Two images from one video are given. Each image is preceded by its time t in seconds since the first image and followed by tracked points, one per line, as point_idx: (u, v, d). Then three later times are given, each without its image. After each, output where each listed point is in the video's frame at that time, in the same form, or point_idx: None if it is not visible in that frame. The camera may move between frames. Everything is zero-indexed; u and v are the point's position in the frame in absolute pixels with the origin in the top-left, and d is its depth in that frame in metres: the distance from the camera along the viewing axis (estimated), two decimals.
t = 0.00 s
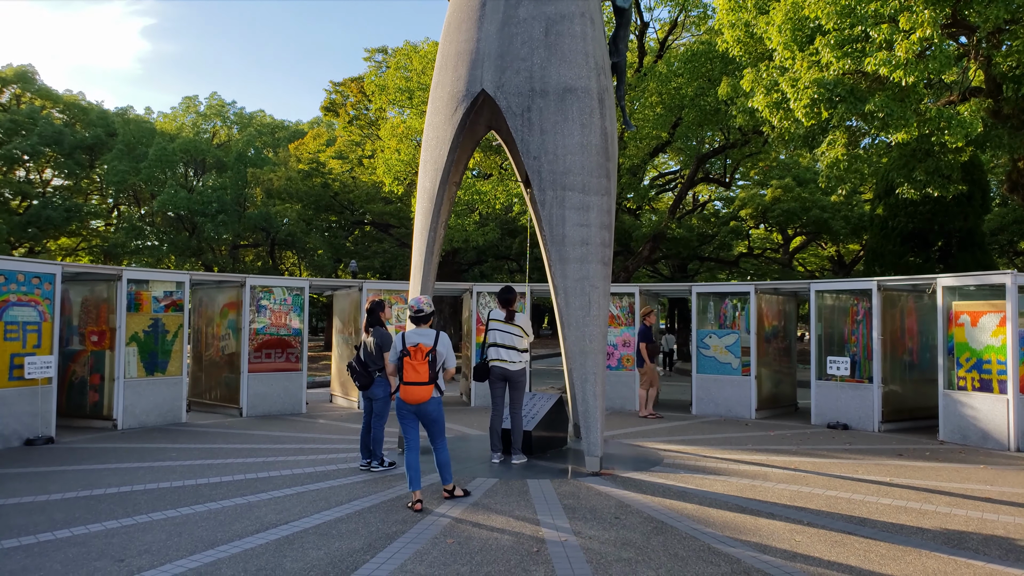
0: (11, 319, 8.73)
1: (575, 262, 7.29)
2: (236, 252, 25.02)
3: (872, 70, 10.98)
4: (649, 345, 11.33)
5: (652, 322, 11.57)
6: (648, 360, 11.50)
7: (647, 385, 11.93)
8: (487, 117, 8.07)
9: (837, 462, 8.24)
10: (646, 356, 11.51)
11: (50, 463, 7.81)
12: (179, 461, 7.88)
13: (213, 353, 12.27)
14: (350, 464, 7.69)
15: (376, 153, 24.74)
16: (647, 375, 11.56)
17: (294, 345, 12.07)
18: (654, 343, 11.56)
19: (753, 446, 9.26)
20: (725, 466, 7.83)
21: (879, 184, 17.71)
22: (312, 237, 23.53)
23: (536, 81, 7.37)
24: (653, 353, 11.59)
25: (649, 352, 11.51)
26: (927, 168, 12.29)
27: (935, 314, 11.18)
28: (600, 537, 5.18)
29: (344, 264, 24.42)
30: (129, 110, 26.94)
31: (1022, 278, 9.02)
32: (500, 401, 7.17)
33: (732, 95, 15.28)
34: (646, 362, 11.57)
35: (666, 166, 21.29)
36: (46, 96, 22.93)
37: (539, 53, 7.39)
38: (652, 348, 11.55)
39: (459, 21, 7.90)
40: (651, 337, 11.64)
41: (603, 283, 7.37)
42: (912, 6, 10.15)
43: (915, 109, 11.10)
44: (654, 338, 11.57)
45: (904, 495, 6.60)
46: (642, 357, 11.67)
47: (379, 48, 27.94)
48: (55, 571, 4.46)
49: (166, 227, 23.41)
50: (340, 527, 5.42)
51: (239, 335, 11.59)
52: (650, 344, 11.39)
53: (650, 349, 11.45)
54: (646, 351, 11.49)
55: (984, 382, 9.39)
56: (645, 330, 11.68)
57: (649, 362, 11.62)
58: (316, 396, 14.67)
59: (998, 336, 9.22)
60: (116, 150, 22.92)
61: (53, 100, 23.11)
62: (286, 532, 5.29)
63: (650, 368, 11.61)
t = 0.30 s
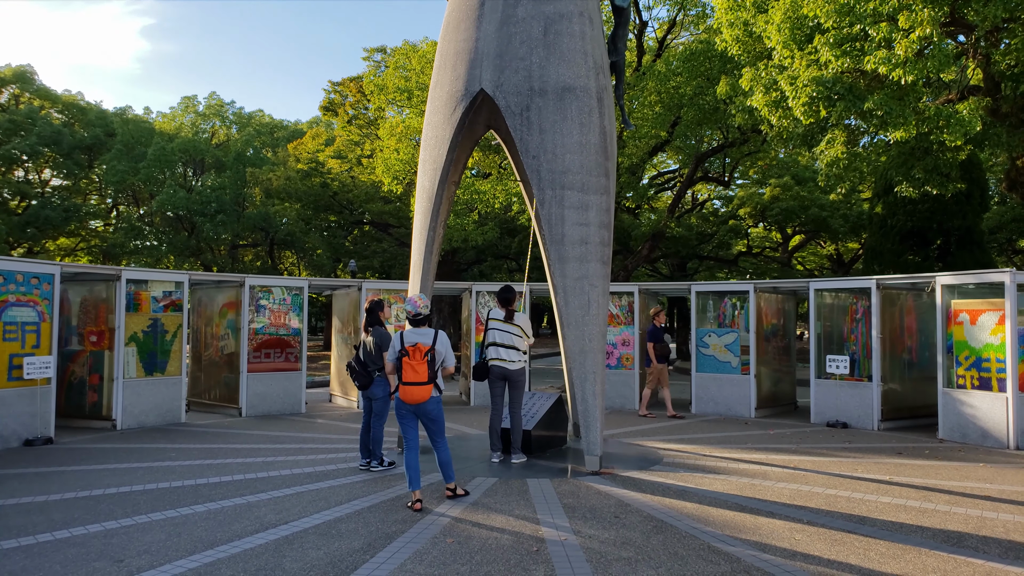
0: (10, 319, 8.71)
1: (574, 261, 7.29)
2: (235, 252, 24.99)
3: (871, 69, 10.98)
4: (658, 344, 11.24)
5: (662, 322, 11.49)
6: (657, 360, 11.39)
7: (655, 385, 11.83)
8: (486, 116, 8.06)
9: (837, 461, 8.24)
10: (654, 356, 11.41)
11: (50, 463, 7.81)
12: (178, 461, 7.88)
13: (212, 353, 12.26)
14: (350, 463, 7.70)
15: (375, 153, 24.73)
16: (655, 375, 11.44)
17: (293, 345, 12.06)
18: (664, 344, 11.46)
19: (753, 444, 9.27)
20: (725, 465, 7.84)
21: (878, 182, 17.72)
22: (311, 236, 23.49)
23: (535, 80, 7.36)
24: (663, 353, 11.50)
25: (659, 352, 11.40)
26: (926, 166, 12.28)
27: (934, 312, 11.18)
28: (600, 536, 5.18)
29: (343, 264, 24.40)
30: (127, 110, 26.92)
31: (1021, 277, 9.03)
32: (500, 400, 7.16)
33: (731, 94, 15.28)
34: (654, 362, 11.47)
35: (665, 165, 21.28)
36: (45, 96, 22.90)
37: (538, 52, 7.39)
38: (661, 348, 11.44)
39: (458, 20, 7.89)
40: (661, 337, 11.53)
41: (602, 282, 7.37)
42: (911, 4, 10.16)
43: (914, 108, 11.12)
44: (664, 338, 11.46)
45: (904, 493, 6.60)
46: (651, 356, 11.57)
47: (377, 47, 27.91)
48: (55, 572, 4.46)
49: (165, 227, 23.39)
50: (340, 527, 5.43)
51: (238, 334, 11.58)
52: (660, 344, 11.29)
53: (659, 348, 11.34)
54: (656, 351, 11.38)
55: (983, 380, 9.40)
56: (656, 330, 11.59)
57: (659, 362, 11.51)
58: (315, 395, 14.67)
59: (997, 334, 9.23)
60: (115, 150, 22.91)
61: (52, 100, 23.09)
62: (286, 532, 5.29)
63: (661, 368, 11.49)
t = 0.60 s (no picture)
0: (11, 320, 8.72)
1: (575, 261, 7.29)
2: (236, 252, 25.01)
3: (872, 68, 10.97)
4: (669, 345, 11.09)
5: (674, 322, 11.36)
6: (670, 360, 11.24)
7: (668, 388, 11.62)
8: (486, 116, 8.06)
9: (838, 461, 8.24)
10: (666, 356, 11.25)
11: (50, 463, 7.82)
12: (179, 461, 7.88)
13: (213, 353, 12.27)
14: (350, 463, 7.70)
15: (376, 153, 24.74)
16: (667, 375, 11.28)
17: (294, 345, 12.07)
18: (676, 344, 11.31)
19: (754, 445, 9.26)
20: (725, 466, 7.83)
21: (879, 182, 17.71)
22: (312, 237, 23.48)
23: (535, 80, 7.36)
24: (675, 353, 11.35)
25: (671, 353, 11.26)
26: (927, 166, 12.27)
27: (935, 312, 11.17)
28: (600, 537, 5.17)
29: (344, 264, 24.41)
30: (129, 110, 26.95)
31: (1023, 277, 9.02)
32: (500, 401, 7.16)
33: (732, 94, 15.27)
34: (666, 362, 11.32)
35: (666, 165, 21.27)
36: (46, 96, 22.92)
37: (539, 52, 7.39)
38: (673, 348, 11.30)
39: (458, 20, 7.90)
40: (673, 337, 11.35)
41: (603, 282, 7.37)
42: (911, 4, 10.16)
43: (915, 107, 11.12)
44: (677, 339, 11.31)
45: (905, 494, 6.60)
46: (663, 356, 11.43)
47: (378, 48, 27.92)
48: (56, 571, 4.46)
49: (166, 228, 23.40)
50: (340, 527, 5.43)
51: (239, 335, 11.58)
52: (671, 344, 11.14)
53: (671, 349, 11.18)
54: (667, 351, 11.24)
55: (984, 380, 9.39)
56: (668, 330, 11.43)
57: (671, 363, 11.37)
58: (316, 396, 14.68)
59: (998, 334, 9.23)
60: (117, 150, 22.95)
61: (53, 100, 23.11)
62: (286, 532, 5.29)
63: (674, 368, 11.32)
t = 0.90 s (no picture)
0: (12, 321, 8.73)
1: (576, 261, 7.30)
2: (237, 253, 25.03)
3: (872, 69, 10.97)
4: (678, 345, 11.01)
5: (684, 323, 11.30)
6: (679, 361, 11.16)
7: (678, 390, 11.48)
8: (487, 117, 8.07)
9: (839, 461, 8.23)
10: (675, 356, 11.18)
11: (52, 464, 7.83)
12: (180, 462, 7.88)
13: (214, 354, 12.27)
14: (352, 464, 7.70)
15: (377, 154, 24.76)
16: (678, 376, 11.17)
17: (295, 346, 12.07)
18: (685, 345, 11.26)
19: (755, 445, 9.26)
20: (727, 466, 7.83)
21: (880, 183, 17.70)
22: (313, 238, 23.51)
23: (536, 81, 7.37)
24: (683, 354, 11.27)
25: (680, 353, 11.18)
26: (929, 166, 12.27)
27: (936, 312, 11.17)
28: (601, 538, 5.17)
29: (345, 265, 24.42)
30: (130, 112, 26.98)
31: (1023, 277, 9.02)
32: (501, 401, 7.16)
33: (732, 94, 15.29)
34: (675, 363, 11.25)
35: (666, 165, 21.28)
36: (47, 98, 22.93)
37: (539, 53, 7.40)
38: (681, 349, 11.24)
39: (459, 21, 7.91)
40: (682, 339, 11.33)
41: (603, 283, 7.37)
42: (912, 5, 10.17)
43: (916, 107, 11.13)
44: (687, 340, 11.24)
45: (906, 494, 6.59)
46: (671, 357, 11.35)
47: (379, 49, 27.95)
48: (57, 573, 4.47)
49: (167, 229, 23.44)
50: (342, 528, 5.43)
51: (240, 335, 11.59)
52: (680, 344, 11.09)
53: (679, 350, 11.11)
54: (676, 352, 11.17)
55: (985, 381, 9.39)
56: (676, 331, 11.38)
57: (680, 363, 11.29)
58: (317, 396, 14.69)
59: (999, 334, 9.22)
60: (117, 151, 22.97)
61: (54, 102, 23.11)
62: (288, 534, 5.30)
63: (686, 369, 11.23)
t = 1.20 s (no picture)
0: (13, 320, 8.74)
1: (576, 263, 7.29)
2: (238, 253, 25.05)
3: (874, 71, 10.97)
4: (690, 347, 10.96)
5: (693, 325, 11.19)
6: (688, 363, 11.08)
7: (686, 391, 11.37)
8: (488, 118, 8.07)
9: (839, 464, 8.22)
10: (685, 359, 11.12)
11: (52, 464, 7.83)
12: (180, 462, 7.88)
13: (214, 354, 12.27)
14: (352, 465, 7.71)
15: (378, 155, 24.77)
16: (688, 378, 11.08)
17: (296, 346, 12.08)
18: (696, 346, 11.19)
19: (755, 447, 9.25)
20: (727, 468, 7.83)
21: (882, 185, 17.69)
22: (314, 238, 23.53)
23: (537, 83, 7.37)
24: (693, 356, 11.18)
25: (691, 355, 11.10)
26: (931, 170, 12.27)
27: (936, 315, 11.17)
28: (600, 539, 5.17)
29: (346, 266, 24.44)
30: (131, 111, 26.99)
31: None
32: (501, 402, 7.16)
33: (734, 96, 15.29)
34: (684, 364, 11.17)
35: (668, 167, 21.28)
36: (49, 97, 22.95)
37: (541, 55, 7.40)
38: (690, 351, 11.16)
39: (461, 22, 7.91)
40: (692, 340, 11.21)
41: (604, 284, 7.37)
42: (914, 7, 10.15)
43: (917, 110, 11.12)
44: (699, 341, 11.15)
45: (906, 497, 6.59)
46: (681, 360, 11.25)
47: (381, 50, 27.96)
48: (57, 571, 4.47)
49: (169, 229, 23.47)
50: (342, 528, 5.43)
51: (241, 336, 11.60)
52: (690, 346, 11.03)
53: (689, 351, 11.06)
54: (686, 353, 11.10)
55: (986, 384, 9.38)
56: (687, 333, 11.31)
57: (689, 365, 11.22)
58: (317, 397, 14.70)
59: (1000, 337, 9.20)
60: (119, 151, 23.00)
61: (56, 101, 23.13)
62: (287, 534, 5.29)
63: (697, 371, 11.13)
